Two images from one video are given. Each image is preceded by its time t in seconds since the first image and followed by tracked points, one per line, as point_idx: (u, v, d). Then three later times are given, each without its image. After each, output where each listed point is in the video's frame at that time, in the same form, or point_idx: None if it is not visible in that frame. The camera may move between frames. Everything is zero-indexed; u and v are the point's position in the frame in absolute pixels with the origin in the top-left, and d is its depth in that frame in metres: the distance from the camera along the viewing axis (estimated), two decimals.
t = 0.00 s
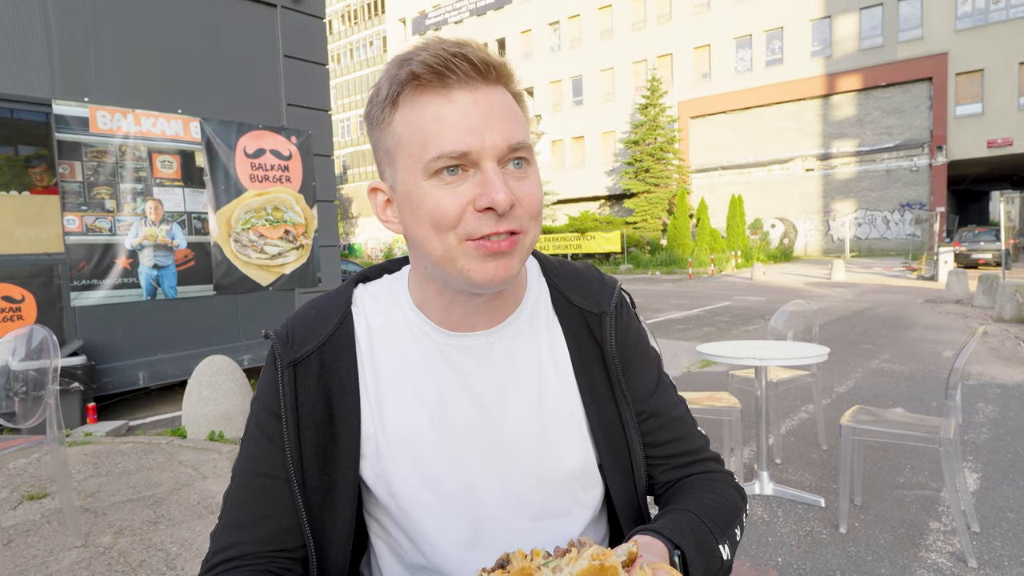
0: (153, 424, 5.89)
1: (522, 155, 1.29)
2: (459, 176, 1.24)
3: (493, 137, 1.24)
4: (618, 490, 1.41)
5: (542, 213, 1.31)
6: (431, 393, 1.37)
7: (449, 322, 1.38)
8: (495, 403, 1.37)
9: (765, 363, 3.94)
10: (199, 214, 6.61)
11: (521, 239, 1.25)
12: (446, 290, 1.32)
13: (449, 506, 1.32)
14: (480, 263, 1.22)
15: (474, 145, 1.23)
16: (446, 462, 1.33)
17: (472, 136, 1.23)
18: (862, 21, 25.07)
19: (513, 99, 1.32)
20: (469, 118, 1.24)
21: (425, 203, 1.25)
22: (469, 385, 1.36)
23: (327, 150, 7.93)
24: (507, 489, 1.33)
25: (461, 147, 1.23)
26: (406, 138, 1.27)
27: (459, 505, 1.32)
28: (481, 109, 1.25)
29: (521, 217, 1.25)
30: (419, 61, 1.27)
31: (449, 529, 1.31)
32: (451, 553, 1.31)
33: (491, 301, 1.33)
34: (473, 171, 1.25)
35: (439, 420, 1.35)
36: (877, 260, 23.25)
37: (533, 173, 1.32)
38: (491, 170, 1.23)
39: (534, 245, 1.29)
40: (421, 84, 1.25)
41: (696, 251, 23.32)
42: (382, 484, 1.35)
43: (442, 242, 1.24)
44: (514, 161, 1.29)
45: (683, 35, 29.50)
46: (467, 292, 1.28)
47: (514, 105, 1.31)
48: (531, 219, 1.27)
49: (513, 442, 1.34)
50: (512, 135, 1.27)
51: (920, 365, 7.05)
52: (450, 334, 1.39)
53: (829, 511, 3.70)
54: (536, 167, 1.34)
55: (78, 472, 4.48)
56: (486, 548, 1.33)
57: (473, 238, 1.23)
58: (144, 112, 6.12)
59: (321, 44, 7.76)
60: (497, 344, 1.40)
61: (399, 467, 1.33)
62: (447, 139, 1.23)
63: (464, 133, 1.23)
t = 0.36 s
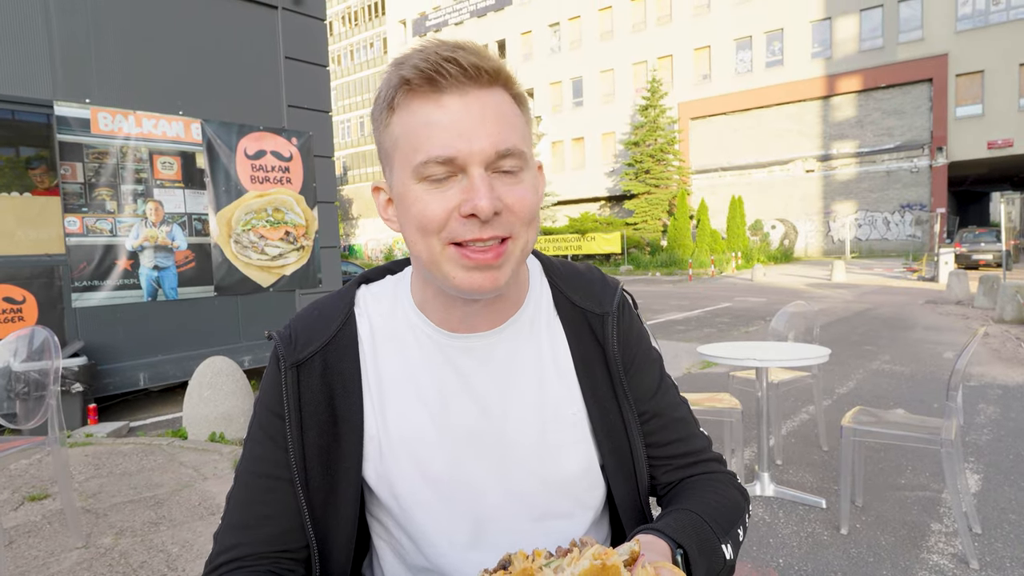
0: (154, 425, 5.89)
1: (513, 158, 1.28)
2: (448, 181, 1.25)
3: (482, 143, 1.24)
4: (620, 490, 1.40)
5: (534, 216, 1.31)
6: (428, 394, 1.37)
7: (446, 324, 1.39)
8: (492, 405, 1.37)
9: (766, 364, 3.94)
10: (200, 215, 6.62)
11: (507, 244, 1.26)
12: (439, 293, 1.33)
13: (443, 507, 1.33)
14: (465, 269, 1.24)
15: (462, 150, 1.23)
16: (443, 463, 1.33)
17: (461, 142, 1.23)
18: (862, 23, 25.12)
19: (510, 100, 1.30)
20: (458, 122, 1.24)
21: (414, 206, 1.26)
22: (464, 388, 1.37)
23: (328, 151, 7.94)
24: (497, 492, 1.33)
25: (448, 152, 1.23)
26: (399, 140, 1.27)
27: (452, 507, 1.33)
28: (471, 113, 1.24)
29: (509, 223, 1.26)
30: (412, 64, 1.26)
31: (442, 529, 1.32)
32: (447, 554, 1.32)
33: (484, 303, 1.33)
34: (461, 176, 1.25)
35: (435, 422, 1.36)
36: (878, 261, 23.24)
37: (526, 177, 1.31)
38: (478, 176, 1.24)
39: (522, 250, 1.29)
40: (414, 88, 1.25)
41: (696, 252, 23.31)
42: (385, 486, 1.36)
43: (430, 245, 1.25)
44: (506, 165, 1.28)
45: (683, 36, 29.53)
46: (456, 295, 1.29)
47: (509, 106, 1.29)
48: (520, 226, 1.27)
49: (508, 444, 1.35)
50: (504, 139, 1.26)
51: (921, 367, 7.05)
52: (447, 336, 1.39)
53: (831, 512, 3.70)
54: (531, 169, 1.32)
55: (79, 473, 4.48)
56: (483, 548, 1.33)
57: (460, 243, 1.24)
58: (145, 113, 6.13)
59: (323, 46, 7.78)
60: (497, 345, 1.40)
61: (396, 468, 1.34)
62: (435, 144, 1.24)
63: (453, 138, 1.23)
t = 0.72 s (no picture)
0: (157, 426, 5.90)
1: (495, 164, 1.27)
2: (428, 183, 1.28)
3: (460, 148, 1.25)
4: (624, 491, 1.40)
5: (515, 222, 1.29)
6: (425, 394, 1.38)
7: (444, 324, 1.39)
8: (486, 406, 1.37)
9: (768, 365, 3.94)
10: (203, 217, 6.64)
11: (479, 253, 1.26)
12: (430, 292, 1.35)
13: (425, 507, 1.33)
14: (439, 271, 1.26)
15: (438, 154, 1.25)
16: (433, 462, 1.34)
17: (439, 147, 1.25)
18: (865, 23, 25.09)
19: (502, 102, 1.29)
20: (438, 127, 1.25)
21: (399, 208, 1.31)
22: (453, 390, 1.38)
23: (331, 153, 7.95)
24: (480, 493, 1.34)
25: (426, 157, 1.26)
26: (391, 143, 1.32)
27: (437, 509, 1.33)
28: (453, 118, 1.25)
29: (484, 229, 1.26)
30: (404, 67, 1.29)
31: (425, 525, 1.33)
32: (437, 552, 1.32)
33: (472, 306, 1.34)
34: (440, 180, 1.27)
35: (430, 423, 1.36)
36: (881, 262, 23.20)
37: (512, 182, 1.29)
38: (454, 180, 1.25)
39: (501, 258, 1.28)
40: (404, 92, 1.28)
41: (698, 253, 23.30)
42: (389, 488, 1.36)
43: (408, 247, 1.29)
44: (488, 171, 1.28)
45: (685, 37, 29.53)
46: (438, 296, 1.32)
47: (499, 110, 1.28)
48: (498, 232, 1.27)
49: (498, 446, 1.35)
50: (484, 144, 1.25)
51: (925, 368, 7.03)
52: (443, 337, 1.39)
53: (835, 514, 3.69)
54: (518, 174, 1.30)
55: (82, 475, 4.49)
56: (473, 547, 1.33)
57: (435, 247, 1.26)
58: (148, 115, 6.16)
59: (325, 47, 7.79)
60: (495, 347, 1.40)
61: (395, 470, 1.35)
62: (416, 148, 1.27)
63: (432, 143, 1.26)
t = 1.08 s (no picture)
0: (160, 427, 5.91)
1: (505, 166, 1.27)
2: (436, 186, 1.27)
3: (469, 150, 1.24)
4: (625, 491, 1.40)
5: (523, 223, 1.30)
6: (431, 396, 1.37)
7: (448, 325, 1.39)
8: (493, 409, 1.37)
9: (770, 366, 3.93)
10: (206, 218, 6.65)
11: (489, 255, 1.27)
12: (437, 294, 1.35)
13: (427, 508, 1.34)
14: (449, 274, 1.26)
15: (446, 157, 1.25)
16: (436, 463, 1.34)
17: (449, 150, 1.24)
18: (867, 23, 25.04)
19: (511, 104, 1.28)
20: (446, 129, 1.24)
21: (405, 211, 1.30)
22: (455, 393, 1.37)
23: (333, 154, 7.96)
24: (488, 494, 1.34)
25: (435, 159, 1.25)
26: (396, 144, 1.31)
27: (441, 510, 1.33)
28: (461, 120, 1.24)
29: (494, 231, 1.27)
30: (410, 68, 1.28)
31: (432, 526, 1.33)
32: (442, 551, 1.33)
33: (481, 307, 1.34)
34: (449, 182, 1.27)
35: (437, 426, 1.36)
36: (884, 262, 23.17)
37: (520, 183, 1.29)
38: (463, 183, 1.25)
39: (509, 259, 1.29)
40: (410, 94, 1.27)
41: (701, 254, 23.28)
42: (391, 489, 1.36)
43: (417, 250, 1.29)
44: (497, 173, 1.28)
45: (687, 38, 29.51)
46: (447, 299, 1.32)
47: (508, 112, 1.28)
48: (507, 234, 1.28)
49: (504, 449, 1.35)
50: (493, 147, 1.25)
51: (927, 368, 7.02)
52: (448, 338, 1.39)
53: (838, 515, 3.68)
54: (525, 176, 1.30)
55: (85, 475, 4.50)
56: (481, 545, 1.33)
57: (446, 249, 1.26)
58: (151, 116, 6.16)
59: (327, 49, 7.80)
60: (500, 346, 1.40)
61: (399, 470, 1.35)
62: (424, 151, 1.26)
63: (441, 144, 1.25)
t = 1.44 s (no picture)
0: (162, 428, 5.92)
1: (508, 193, 1.22)
2: (439, 203, 1.25)
3: (472, 173, 1.20)
4: (626, 491, 1.40)
5: (521, 247, 1.26)
6: (434, 400, 1.37)
7: (448, 330, 1.38)
8: (500, 411, 1.37)
9: (772, 366, 3.92)
10: (209, 219, 6.66)
11: (482, 278, 1.25)
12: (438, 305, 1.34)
13: (444, 513, 1.33)
14: (440, 290, 1.25)
15: (450, 177, 1.21)
16: (447, 465, 1.33)
17: (451, 171, 1.21)
18: (870, 23, 25.00)
19: (521, 128, 1.23)
20: (455, 149, 1.21)
21: (408, 221, 1.28)
22: (463, 397, 1.37)
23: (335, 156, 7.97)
24: (477, 501, 1.33)
25: (439, 178, 1.22)
26: (408, 152, 1.28)
27: (451, 515, 1.33)
28: (470, 140, 1.20)
29: (488, 255, 1.24)
30: (426, 79, 1.24)
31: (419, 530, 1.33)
32: (445, 553, 1.33)
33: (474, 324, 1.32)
34: (450, 203, 1.23)
35: (439, 434, 1.35)
36: (887, 263, 23.12)
37: (523, 210, 1.25)
38: (464, 206, 1.22)
39: (501, 284, 1.27)
40: (423, 105, 1.23)
41: (702, 255, 23.25)
42: (394, 489, 1.36)
43: (414, 261, 1.28)
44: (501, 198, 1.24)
45: (689, 38, 29.49)
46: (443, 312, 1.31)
47: (518, 138, 1.23)
48: (501, 259, 1.25)
49: (510, 450, 1.35)
50: (497, 173, 1.21)
51: (931, 369, 7.00)
52: (453, 342, 1.39)
53: (841, 516, 3.67)
54: (531, 203, 1.26)
55: (88, 476, 4.51)
56: (476, 548, 1.33)
57: (440, 266, 1.25)
58: (153, 118, 6.17)
59: (329, 50, 7.81)
60: (499, 354, 1.39)
61: (401, 472, 1.34)
62: (429, 168, 1.22)
63: (447, 164, 1.21)
